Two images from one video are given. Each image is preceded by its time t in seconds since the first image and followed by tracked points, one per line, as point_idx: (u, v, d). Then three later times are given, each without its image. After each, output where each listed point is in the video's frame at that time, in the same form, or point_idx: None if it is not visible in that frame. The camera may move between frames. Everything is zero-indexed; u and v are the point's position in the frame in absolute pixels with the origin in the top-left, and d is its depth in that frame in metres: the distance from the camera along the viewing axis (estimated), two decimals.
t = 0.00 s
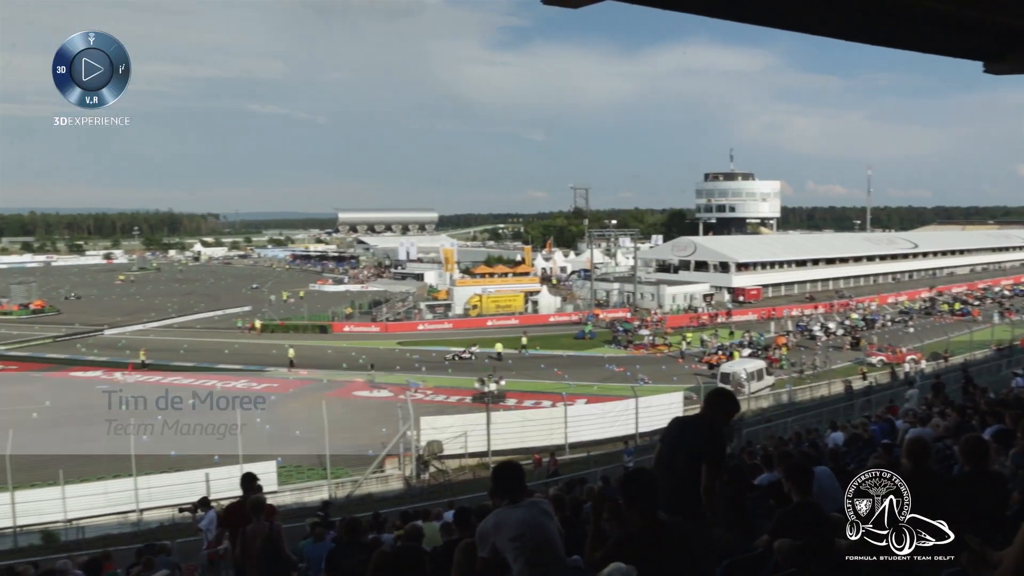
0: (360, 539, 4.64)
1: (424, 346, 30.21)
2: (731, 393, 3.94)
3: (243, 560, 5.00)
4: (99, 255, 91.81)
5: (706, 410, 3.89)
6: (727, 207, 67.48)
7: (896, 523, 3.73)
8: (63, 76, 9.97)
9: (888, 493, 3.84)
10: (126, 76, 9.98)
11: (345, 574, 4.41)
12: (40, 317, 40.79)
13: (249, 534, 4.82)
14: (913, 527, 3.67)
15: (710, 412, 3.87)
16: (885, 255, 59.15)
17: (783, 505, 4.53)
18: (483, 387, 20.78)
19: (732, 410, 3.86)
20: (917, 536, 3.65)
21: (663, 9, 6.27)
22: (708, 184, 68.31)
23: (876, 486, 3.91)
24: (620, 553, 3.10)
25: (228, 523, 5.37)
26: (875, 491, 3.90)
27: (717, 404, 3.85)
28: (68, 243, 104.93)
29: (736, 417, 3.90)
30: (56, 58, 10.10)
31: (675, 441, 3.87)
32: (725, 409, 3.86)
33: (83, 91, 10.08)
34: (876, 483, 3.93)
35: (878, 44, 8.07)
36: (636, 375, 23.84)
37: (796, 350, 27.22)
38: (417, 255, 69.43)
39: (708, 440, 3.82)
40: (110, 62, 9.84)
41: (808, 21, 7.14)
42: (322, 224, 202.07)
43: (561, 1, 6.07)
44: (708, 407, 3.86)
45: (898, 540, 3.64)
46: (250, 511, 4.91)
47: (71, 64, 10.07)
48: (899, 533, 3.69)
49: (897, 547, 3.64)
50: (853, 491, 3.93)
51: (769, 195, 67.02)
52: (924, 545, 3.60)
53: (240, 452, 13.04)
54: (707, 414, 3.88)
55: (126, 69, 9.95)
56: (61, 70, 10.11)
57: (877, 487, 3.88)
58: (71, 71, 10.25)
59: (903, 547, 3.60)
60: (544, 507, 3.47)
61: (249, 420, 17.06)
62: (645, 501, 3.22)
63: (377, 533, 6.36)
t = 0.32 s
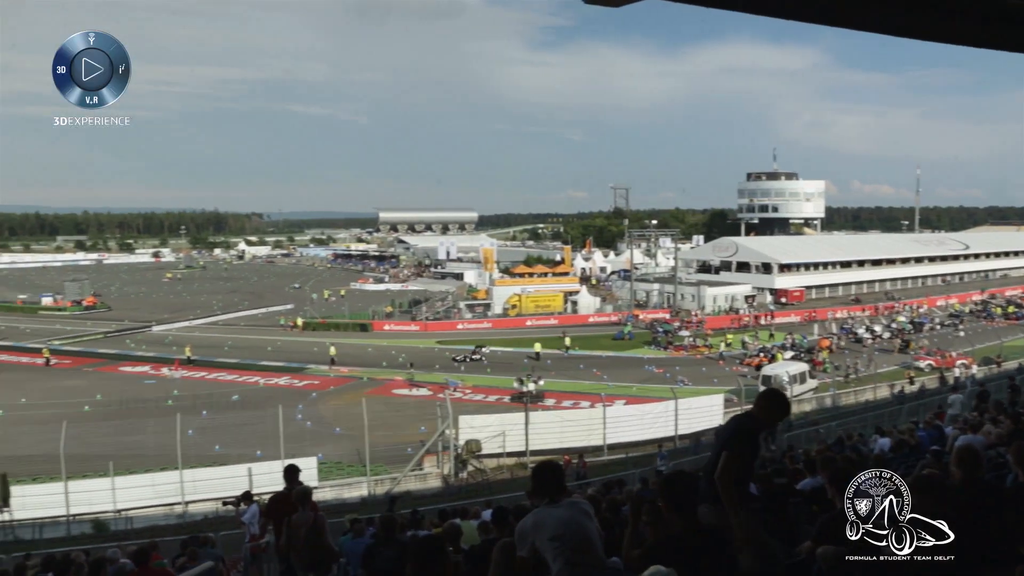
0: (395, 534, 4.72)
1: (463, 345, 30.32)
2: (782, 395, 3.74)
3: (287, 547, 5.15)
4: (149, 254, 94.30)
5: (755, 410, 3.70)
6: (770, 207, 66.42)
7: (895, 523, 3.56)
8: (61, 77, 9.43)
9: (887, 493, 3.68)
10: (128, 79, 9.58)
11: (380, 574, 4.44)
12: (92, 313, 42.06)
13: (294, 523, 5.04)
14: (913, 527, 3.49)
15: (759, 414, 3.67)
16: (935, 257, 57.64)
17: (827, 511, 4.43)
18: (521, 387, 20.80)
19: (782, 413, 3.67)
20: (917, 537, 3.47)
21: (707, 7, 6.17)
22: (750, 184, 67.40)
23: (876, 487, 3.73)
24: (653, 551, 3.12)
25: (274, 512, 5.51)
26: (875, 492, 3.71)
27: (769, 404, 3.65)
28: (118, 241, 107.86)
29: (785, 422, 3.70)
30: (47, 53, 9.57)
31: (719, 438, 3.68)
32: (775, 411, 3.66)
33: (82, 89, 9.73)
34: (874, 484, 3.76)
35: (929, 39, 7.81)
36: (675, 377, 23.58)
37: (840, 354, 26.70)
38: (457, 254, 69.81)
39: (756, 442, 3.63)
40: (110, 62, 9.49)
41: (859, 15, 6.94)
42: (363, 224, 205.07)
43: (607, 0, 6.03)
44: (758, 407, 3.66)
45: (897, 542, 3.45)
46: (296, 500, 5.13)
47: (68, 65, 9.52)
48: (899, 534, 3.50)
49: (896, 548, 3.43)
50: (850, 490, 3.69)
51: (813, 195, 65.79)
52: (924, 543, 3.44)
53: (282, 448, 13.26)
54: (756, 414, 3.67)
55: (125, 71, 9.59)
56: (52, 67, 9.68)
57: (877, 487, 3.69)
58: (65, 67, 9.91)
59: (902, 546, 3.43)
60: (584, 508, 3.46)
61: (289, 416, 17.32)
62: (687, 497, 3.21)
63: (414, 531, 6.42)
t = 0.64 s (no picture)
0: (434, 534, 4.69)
1: (502, 345, 30.37)
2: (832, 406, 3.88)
3: (327, 544, 5.23)
4: (194, 253, 96.13)
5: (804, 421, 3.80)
6: (814, 207, 65.17)
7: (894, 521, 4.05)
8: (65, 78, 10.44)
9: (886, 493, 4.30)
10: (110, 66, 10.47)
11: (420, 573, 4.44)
12: (140, 310, 43.10)
13: (334, 519, 5.11)
14: (910, 527, 3.95)
15: (809, 422, 3.78)
16: (987, 258, 55.91)
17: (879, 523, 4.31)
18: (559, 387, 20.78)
19: (831, 423, 3.80)
20: (917, 536, 3.89)
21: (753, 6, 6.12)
22: (794, 184, 66.22)
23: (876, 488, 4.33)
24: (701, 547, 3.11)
25: (313, 508, 5.60)
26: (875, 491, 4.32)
27: (818, 412, 3.80)
28: (165, 240, 110.12)
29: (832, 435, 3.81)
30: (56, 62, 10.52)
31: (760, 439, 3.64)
32: (823, 416, 3.79)
33: (84, 91, 10.47)
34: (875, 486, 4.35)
35: (983, 34, 7.62)
36: (715, 379, 23.34)
37: (886, 357, 26.11)
38: (496, 254, 69.79)
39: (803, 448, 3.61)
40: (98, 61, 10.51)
41: (909, 11, 6.82)
42: (403, 224, 206.68)
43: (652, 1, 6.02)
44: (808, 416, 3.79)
45: (896, 540, 3.83)
46: (337, 497, 5.19)
47: (70, 64, 10.28)
48: (901, 535, 3.90)
49: (895, 545, 3.80)
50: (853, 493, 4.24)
51: (859, 195, 64.31)
52: (923, 542, 3.83)
53: (322, 444, 13.42)
54: (805, 422, 3.76)
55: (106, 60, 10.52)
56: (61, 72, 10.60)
57: (876, 490, 4.32)
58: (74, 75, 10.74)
59: (902, 545, 3.76)
60: (624, 510, 3.44)
61: (330, 413, 17.57)
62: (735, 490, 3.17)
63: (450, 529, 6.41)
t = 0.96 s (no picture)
0: (473, 534, 4.68)
1: (539, 345, 30.39)
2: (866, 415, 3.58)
3: (364, 543, 5.30)
4: (238, 252, 98.11)
5: (833, 431, 3.56)
6: (858, 207, 63.97)
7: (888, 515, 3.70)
8: (64, 78, 9.49)
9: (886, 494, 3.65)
10: (131, 80, 9.46)
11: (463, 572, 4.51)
12: (187, 307, 44.12)
13: (371, 518, 5.18)
14: (914, 526, 3.77)
15: (838, 435, 3.52)
16: None
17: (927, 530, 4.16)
18: (597, 387, 20.69)
19: (865, 434, 3.48)
20: (917, 536, 3.74)
21: None
22: (838, 183, 65.04)
23: (876, 488, 3.64)
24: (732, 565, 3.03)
25: (350, 508, 5.68)
26: (876, 491, 3.63)
27: (850, 422, 3.49)
28: (211, 239, 112.55)
29: (868, 458, 3.51)
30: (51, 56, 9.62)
31: (793, 456, 3.53)
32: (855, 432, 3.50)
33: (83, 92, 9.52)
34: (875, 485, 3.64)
35: None
36: (756, 381, 23.01)
37: (934, 362, 25.44)
38: (535, 253, 69.86)
39: (840, 464, 3.47)
40: (110, 64, 9.37)
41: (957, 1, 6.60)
42: (442, 224, 208.62)
43: None
44: (838, 428, 3.51)
45: (897, 541, 3.70)
46: (372, 496, 5.24)
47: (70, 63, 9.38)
48: (900, 534, 3.74)
49: (896, 547, 3.70)
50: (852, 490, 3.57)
51: (906, 195, 62.83)
52: (923, 542, 3.70)
53: (361, 442, 13.55)
54: (834, 436, 3.52)
55: (128, 72, 9.41)
56: (60, 70, 9.76)
57: (877, 489, 3.66)
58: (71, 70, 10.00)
59: (902, 547, 3.68)
60: (663, 511, 3.44)
61: (369, 410, 17.76)
62: (767, 507, 3.12)
63: (488, 527, 6.40)
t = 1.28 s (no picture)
0: (510, 533, 4.71)
1: (579, 345, 30.35)
2: (925, 387, 3.54)
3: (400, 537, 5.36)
4: (282, 251, 99.65)
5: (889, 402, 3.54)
6: (907, 207, 62.39)
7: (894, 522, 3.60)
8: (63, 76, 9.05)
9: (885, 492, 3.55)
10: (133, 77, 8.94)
11: (499, 569, 4.52)
12: (232, 305, 45.03)
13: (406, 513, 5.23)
14: (912, 527, 3.63)
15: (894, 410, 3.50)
16: None
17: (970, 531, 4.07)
18: (636, 389, 20.56)
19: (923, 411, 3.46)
20: (917, 536, 3.65)
21: None
22: (887, 183, 63.49)
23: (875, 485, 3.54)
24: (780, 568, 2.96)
25: (388, 501, 5.74)
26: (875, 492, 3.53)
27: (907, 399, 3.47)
28: (255, 237, 114.38)
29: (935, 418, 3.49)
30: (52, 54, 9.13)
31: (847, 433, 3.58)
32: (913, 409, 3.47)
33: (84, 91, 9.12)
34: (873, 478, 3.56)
35: None
36: (799, 385, 22.60)
37: (986, 367, 24.71)
38: (575, 254, 69.59)
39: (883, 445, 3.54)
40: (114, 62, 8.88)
41: None
42: (482, 223, 209.42)
43: None
44: (893, 404, 3.49)
45: (898, 541, 3.58)
46: (407, 493, 5.28)
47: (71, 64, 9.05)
48: (900, 534, 3.60)
49: (897, 547, 3.58)
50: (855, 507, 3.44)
51: (958, 195, 61.05)
52: (921, 544, 3.61)
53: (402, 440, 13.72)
54: (891, 411, 3.51)
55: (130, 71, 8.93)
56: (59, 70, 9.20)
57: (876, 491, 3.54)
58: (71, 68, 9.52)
59: (903, 547, 3.56)
60: (705, 515, 3.40)
61: (408, 409, 17.94)
62: (799, 502, 3.10)
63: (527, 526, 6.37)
